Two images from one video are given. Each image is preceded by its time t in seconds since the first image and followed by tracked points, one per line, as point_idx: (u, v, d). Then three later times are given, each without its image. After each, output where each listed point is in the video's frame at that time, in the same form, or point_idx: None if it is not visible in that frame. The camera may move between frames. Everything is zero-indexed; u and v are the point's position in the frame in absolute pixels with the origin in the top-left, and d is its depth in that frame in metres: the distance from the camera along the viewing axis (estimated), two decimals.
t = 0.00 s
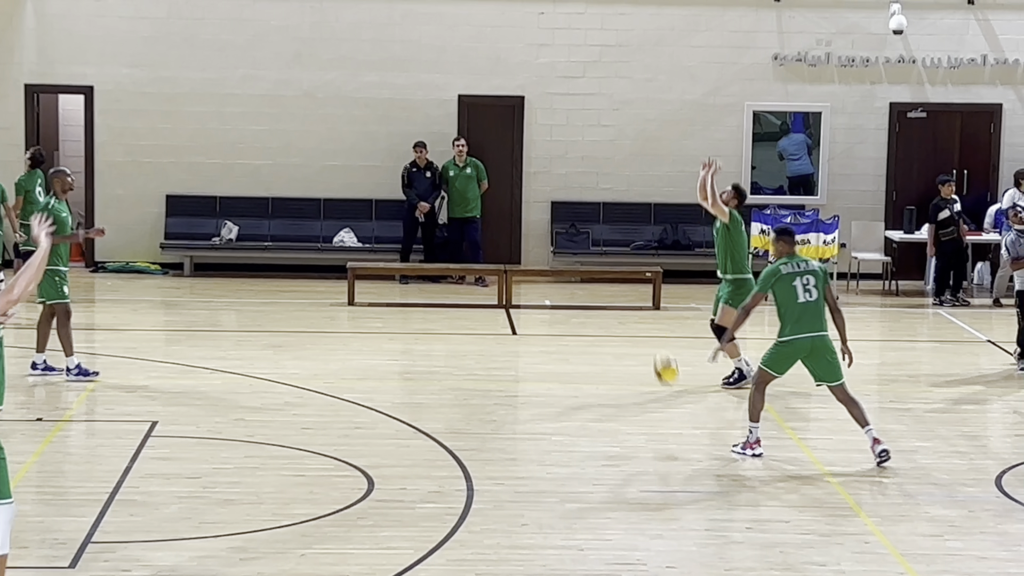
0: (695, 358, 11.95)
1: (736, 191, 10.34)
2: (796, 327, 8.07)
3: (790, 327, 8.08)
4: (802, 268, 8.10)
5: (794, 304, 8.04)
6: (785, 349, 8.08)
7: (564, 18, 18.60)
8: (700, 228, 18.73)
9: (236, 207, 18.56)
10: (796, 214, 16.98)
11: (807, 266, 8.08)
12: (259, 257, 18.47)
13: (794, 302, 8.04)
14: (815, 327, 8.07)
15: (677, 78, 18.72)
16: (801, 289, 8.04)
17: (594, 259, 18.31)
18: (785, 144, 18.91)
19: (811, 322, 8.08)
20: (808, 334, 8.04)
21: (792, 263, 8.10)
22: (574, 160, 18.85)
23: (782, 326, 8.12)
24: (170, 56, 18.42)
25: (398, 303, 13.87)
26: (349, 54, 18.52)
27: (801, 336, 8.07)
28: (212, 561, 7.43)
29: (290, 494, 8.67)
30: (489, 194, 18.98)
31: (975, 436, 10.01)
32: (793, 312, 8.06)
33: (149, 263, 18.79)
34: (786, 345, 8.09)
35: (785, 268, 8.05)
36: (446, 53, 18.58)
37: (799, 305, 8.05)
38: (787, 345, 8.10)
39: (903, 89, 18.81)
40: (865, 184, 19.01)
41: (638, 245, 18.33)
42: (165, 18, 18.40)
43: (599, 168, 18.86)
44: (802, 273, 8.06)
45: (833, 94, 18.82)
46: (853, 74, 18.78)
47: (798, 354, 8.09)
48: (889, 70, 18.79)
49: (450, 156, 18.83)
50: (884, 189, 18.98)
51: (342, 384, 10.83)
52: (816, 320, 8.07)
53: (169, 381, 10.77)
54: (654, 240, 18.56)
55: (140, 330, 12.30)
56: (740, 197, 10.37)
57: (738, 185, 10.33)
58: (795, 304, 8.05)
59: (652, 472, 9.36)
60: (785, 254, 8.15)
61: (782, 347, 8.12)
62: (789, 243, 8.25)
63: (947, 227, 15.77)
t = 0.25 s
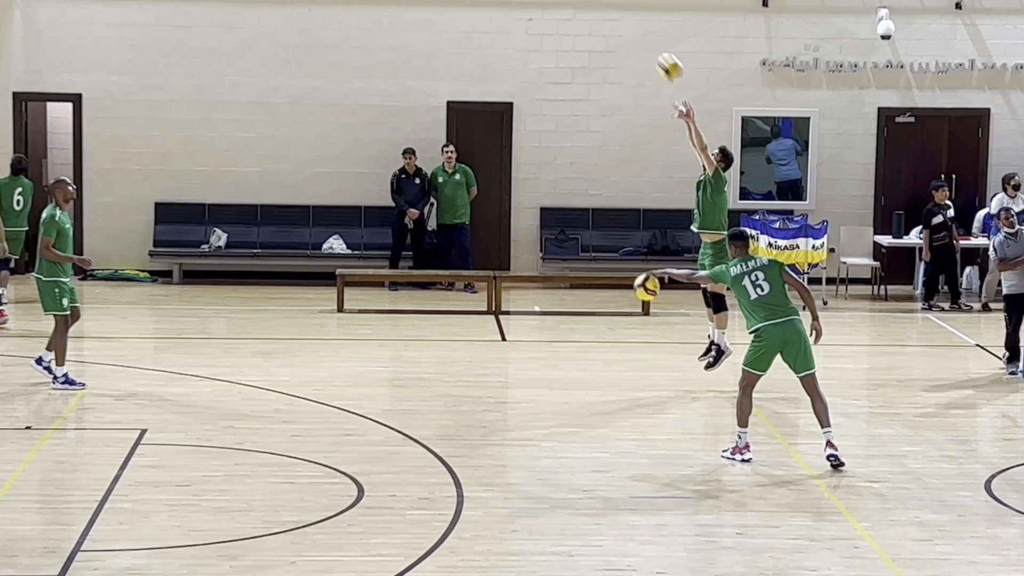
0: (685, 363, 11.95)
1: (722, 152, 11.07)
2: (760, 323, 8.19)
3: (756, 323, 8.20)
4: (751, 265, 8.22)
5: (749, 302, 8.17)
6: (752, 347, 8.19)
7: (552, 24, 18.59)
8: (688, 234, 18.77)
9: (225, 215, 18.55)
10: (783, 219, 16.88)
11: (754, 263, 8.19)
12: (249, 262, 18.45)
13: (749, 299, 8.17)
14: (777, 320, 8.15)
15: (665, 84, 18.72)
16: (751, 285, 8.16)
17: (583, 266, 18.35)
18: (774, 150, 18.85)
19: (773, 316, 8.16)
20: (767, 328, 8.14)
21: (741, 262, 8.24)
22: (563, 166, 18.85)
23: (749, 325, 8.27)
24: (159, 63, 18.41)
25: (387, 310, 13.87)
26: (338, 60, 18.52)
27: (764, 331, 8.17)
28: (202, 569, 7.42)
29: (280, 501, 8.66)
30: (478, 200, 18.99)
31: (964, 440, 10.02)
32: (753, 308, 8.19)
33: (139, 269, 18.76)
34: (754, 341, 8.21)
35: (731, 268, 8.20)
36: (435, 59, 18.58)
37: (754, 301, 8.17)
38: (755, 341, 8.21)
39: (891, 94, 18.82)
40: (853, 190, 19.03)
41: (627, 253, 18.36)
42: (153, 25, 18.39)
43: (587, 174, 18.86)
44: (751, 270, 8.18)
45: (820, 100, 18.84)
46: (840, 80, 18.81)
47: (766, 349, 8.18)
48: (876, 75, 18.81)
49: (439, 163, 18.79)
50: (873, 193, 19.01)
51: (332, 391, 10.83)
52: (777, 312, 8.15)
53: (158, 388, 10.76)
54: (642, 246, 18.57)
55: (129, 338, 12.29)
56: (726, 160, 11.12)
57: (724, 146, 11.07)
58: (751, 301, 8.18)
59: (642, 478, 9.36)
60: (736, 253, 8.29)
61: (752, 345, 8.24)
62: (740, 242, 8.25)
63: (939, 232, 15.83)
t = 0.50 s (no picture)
0: (677, 365, 11.95)
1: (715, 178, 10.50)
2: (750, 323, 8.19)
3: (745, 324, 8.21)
4: (743, 264, 8.23)
5: (739, 301, 8.18)
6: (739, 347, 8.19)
7: (543, 27, 18.58)
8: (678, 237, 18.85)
9: (217, 218, 18.55)
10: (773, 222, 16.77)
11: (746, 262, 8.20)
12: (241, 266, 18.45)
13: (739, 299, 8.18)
14: (766, 320, 8.15)
15: (657, 86, 18.73)
16: (742, 285, 8.17)
17: (574, 268, 18.30)
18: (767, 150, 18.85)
19: (763, 316, 8.17)
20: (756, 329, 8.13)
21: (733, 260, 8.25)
22: (554, 169, 18.85)
23: (738, 325, 8.27)
24: (150, 66, 18.40)
25: (379, 313, 13.86)
26: (329, 64, 18.51)
27: (753, 331, 8.17)
28: (195, 573, 7.41)
29: (273, 505, 8.66)
30: (470, 204, 18.99)
31: (956, 442, 10.03)
32: (742, 308, 8.20)
33: (130, 273, 18.75)
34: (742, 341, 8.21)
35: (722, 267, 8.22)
36: (426, 62, 18.57)
37: (745, 300, 8.17)
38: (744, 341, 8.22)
39: (882, 96, 18.84)
40: (844, 192, 19.03)
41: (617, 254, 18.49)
42: (144, 29, 18.39)
43: (579, 177, 18.86)
44: (742, 269, 8.19)
45: (812, 102, 18.83)
46: (831, 82, 18.81)
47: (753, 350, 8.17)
48: (867, 77, 18.82)
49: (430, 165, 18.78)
50: (864, 195, 19.04)
51: (324, 394, 10.82)
52: (766, 313, 8.16)
53: (150, 392, 10.75)
54: (635, 248, 18.64)
55: (121, 342, 12.27)
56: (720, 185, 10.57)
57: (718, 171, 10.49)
58: (741, 300, 8.19)
59: (634, 480, 9.36)
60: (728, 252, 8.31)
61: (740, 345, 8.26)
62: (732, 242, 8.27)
63: (938, 234, 15.73)
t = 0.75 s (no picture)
0: (665, 366, 11.95)
1: (693, 196, 10.01)
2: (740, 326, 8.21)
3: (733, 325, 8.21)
4: (737, 266, 8.26)
5: (732, 302, 8.17)
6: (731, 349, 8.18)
7: (531, 27, 18.58)
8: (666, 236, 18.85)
9: (204, 219, 18.52)
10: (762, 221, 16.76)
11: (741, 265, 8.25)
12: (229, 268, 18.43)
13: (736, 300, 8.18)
14: (754, 325, 8.19)
15: (644, 86, 18.72)
16: (738, 286, 8.18)
17: (562, 268, 18.32)
18: (755, 150, 18.91)
19: (751, 320, 8.20)
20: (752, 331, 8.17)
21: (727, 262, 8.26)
22: (542, 170, 18.85)
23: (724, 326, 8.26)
24: (137, 68, 18.38)
25: (368, 314, 13.86)
26: (317, 65, 18.49)
27: (743, 333, 8.19)
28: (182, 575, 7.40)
29: (261, 507, 8.65)
30: (458, 205, 18.97)
31: (944, 441, 10.03)
32: (734, 310, 8.19)
33: (118, 276, 18.72)
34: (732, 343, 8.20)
35: (722, 267, 8.19)
36: (413, 63, 18.56)
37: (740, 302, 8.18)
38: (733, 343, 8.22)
39: (870, 96, 18.84)
40: (832, 192, 19.04)
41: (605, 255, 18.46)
42: (131, 30, 18.37)
43: (567, 177, 18.86)
44: (738, 271, 8.21)
45: (799, 101, 18.84)
46: (819, 82, 18.81)
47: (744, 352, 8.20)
48: (855, 77, 18.83)
49: (418, 166, 18.77)
50: (852, 195, 19.04)
51: (312, 396, 10.81)
52: (755, 317, 8.19)
53: (138, 394, 10.74)
54: (623, 248, 18.63)
55: (109, 344, 12.25)
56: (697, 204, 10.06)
57: (694, 188, 10.01)
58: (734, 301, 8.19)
59: (623, 481, 9.35)
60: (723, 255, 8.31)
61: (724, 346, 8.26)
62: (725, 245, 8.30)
63: (937, 233, 15.65)
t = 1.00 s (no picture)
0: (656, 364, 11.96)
1: (669, 194, 10.15)
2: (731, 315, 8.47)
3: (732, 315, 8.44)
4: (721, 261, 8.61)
5: (731, 292, 8.44)
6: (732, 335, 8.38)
7: (521, 25, 18.58)
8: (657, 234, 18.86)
9: (195, 218, 18.50)
10: (753, 218, 16.73)
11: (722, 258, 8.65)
12: (220, 267, 18.39)
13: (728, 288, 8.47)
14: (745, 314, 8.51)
15: (635, 84, 18.73)
16: (731, 277, 8.51)
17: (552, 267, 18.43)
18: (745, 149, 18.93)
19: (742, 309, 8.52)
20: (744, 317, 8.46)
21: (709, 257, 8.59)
22: (533, 167, 18.83)
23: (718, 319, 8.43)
24: (127, 66, 18.35)
25: (359, 312, 13.85)
26: (307, 63, 18.47)
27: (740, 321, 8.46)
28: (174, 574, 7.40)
29: (252, 505, 8.65)
30: (448, 203, 18.96)
31: (935, 438, 10.04)
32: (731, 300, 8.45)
33: (108, 274, 18.70)
34: (729, 331, 8.41)
35: (716, 258, 8.50)
36: (404, 61, 18.54)
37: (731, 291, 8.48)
38: (728, 332, 8.41)
39: (860, 94, 18.86)
40: (823, 189, 19.05)
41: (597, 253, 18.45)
42: (121, 29, 18.34)
43: (558, 175, 18.86)
44: (726, 264, 8.56)
45: (789, 99, 18.86)
46: (809, 80, 18.82)
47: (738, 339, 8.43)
48: (845, 75, 18.83)
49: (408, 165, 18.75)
50: (842, 192, 19.04)
51: (303, 394, 10.80)
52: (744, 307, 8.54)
53: (129, 393, 10.73)
54: (614, 246, 18.64)
55: (100, 343, 12.24)
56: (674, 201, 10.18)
57: (669, 187, 10.16)
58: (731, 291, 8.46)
59: (614, 479, 9.36)
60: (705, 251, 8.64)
61: (725, 337, 8.40)
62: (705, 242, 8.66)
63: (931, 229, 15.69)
